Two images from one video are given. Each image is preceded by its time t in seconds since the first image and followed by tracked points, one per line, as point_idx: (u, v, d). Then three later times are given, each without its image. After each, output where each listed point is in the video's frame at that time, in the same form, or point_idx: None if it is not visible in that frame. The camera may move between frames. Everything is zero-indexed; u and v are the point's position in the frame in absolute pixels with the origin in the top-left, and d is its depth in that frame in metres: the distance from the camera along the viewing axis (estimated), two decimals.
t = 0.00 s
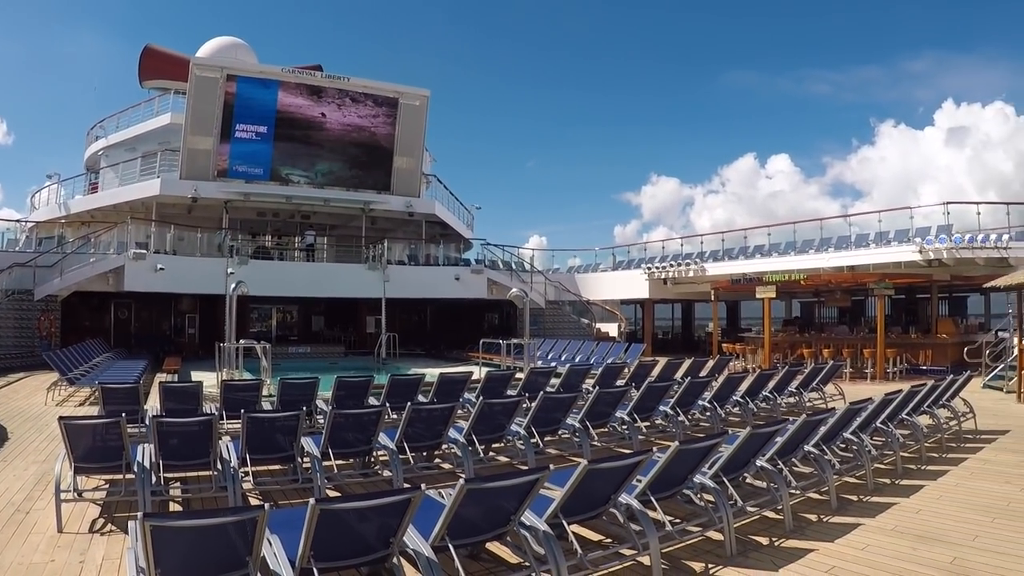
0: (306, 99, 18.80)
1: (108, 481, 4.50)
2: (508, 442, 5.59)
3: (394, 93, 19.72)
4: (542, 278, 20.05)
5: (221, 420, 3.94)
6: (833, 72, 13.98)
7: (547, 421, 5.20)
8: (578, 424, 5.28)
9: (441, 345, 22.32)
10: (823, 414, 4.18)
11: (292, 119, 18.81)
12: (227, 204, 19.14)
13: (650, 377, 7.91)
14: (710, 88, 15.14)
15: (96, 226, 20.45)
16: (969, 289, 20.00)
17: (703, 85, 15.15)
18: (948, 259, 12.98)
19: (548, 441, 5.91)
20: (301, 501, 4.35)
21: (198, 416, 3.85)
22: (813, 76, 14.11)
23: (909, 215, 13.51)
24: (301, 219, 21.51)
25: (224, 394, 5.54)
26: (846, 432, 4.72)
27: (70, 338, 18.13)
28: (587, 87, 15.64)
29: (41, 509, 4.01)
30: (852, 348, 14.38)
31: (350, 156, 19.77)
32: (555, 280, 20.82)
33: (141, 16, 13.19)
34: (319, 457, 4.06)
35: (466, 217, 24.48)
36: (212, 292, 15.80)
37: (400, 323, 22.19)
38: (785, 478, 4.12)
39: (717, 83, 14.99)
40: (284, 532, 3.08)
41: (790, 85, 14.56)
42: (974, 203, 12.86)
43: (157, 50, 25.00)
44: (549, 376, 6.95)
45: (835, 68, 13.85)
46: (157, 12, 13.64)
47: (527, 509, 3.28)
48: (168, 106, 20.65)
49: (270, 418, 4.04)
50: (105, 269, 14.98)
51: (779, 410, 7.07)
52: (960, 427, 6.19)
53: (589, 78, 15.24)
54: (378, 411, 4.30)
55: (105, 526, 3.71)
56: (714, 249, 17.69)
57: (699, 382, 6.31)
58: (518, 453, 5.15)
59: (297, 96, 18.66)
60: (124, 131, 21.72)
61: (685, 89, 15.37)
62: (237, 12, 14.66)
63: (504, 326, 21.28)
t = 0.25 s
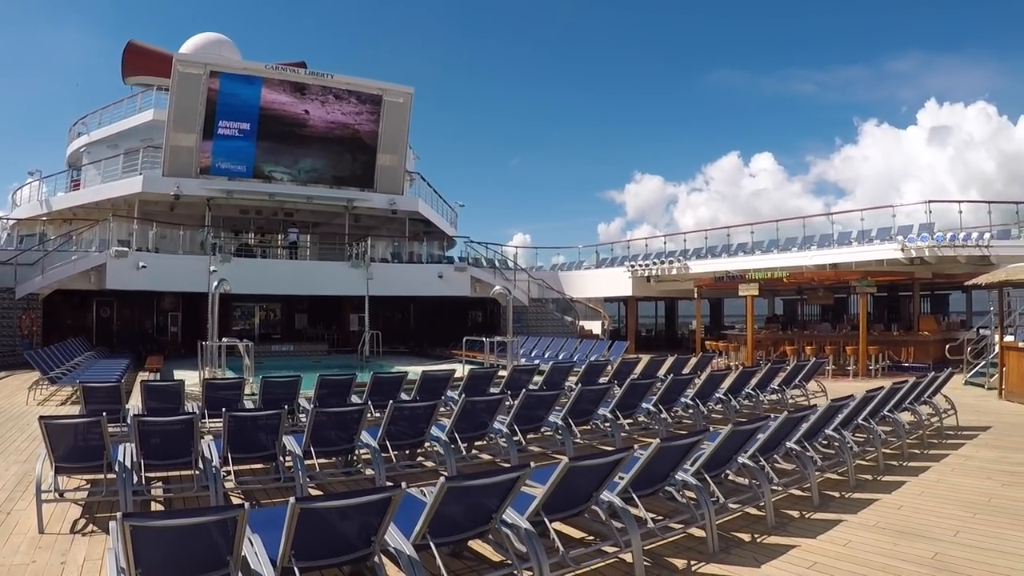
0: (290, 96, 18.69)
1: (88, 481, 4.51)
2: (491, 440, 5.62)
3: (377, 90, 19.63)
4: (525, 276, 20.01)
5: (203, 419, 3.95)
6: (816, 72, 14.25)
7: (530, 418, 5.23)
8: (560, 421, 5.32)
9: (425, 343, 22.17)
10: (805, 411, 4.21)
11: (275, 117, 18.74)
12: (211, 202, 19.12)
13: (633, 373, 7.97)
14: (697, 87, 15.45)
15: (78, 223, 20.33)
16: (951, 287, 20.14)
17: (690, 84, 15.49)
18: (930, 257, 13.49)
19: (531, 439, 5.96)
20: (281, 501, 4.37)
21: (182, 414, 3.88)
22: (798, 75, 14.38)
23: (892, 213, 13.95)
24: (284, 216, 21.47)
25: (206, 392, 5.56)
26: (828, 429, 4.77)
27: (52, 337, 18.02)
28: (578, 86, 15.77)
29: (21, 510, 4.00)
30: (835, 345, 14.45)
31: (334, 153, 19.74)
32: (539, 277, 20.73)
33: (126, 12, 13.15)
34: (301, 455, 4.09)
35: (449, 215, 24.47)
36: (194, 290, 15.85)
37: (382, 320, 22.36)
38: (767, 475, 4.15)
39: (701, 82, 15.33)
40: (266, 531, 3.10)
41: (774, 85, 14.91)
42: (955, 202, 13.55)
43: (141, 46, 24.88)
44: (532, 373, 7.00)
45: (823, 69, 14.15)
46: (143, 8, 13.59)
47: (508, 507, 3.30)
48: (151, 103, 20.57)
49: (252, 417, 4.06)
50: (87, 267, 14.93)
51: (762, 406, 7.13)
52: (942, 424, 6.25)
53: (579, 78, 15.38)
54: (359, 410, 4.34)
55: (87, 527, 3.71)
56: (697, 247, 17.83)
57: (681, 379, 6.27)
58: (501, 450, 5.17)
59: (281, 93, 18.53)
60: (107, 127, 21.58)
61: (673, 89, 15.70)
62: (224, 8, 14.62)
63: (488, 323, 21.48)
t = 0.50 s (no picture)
0: (271, 92, 18.67)
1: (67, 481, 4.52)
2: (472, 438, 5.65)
3: (359, 87, 19.60)
4: (507, 274, 19.97)
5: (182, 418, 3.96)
6: (797, 71, 14.49)
7: (511, 416, 5.25)
8: (541, 419, 5.35)
9: (406, 342, 22.08)
10: (786, 408, 4.25)
11: (258, 113, 18.67)
12: (191, 198, 19.03)
13: (615, 371, 8.01)
14: (679, 84, 15.43)
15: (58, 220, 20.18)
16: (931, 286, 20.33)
17: (673, 82, 15.48)
18: (911, 255, 13.92)
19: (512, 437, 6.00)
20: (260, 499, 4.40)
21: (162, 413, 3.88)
22: (780, 75, 14.66)
23: (873, 212, 14.22)
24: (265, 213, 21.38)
25: (186, 391, 5.59)
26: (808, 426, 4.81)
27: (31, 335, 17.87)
28: (569, 86, 15.89)
29: None
30: (815, 343, 14.55)
31: (316, 151, 19.71)
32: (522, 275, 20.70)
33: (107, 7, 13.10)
34: (280, 454, 4.11)
35: (431, 212, 24.43)
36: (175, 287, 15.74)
37: (364, 318, 22.01)
38: (747, 472, 4.19)
39: (684, 80, 15.35)
40: (245, 530, 3.11)
41: (757, 85, 15.13)
42: (936, 202, 13.75)
43: (122, 41, 24.69)
44: (512, 371, 7.04)
45: (802, 68, 14.37)
46: (128, 3, 13.51)
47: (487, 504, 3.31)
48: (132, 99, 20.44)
49: (232, 416, 4.07)
50: (67, 264, 14.81)
51: (742, 404, 7.20)
52: (922, 421, 6.31)
53: (570, 78, 15.51)
54: (340, 407, 4.35)
55: (66, 527, 3.72)
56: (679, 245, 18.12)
57: (661, 377, 6.30)
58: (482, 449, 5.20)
59: (262, 89, 18.51)
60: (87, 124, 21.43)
61: (658, 87, 15.71)
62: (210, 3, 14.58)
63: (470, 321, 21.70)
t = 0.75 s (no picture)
0: (248, 88, 18.59)
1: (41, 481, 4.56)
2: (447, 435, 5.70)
3: (336, 82, 19.55)
4: (484, 271, 20.09)
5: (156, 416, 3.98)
6: (778, 70, 14.82)
7: (486, 413, 5.30)
8: (517, 416, 5.40)
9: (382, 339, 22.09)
10: (761, 405, 4.30)
11: (234, 109, 18.59)
12: (166, 195, 18.86)
13: (591, 368, 8.11)
14: (655, 82, 15.38)
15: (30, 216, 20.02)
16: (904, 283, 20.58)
17: (650, 79, 15.44)
18: (885, 253, 14.01)
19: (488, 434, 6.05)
20: (234, 498, 4.43)
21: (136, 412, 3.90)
22: (758, 75, 14.94)
23: (848, 211, 14.39)
24: (242, 209, 21.29)
25: (160, 389, 5.63)
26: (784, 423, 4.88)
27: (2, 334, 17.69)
28: (563, 85, 16.11)
29: None
30: (791, 341, 14.66)
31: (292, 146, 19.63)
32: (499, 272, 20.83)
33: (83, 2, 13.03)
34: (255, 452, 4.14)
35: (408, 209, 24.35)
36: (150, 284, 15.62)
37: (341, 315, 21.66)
38: (722, 468, 4.24)
39: (663, 78, 15.27)
40: (219, 530, 3.12)
41: (736, 83, 15.22)
42: (910, 202, 13.89)
43: (98, 35, 24.47)
44: (488, 368, 7.08)
45: (780, 66, 14.81)
46: None
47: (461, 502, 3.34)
48: (107, 93, 20.28)
49: (206, 414, 4.10)
50: (41, 262, 14.45)
51: (718, 400, 7.28)
52: (897, 417, 6.39)
53: (562, 77, 15.74)
54: (314, 405, 4.39)
55: (39, 528, 3.73)
56: (655, 243, 18.36)
57: (637, 373, 6.35)
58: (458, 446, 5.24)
59: (238, 85, 18.43)
60: (62, 119, 21.25)
61: (637, 83, 15.67)
62: None
63: (446, 318, 21.83)
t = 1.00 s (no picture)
0: (221, 83, 18.44)
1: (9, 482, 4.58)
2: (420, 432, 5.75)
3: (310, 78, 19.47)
4: (457, 268, 20.17)
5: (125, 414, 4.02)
6: (754, 70, 15.26)
7: (458, 411, 5.35)
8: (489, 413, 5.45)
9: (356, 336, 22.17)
10: (731, 403, 4.35)
11: (207, 103, 18.46)
12: (139, 189, 18.72)
13: (564, 364, 8.19)
14: (635, 79, 15.38)
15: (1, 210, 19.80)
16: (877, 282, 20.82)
17: (629, 77, 15.50)
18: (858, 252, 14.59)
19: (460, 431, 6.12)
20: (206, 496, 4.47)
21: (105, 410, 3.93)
22: (735, 75, 15.21)
23: (822, 210, 14.59)
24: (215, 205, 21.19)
25: (131, 387, 5.66)
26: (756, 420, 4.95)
27: None
28: (555, 86, 16.50)
29: None
30: (764, 338, 14.77)
31: (268, 141, 19.58)
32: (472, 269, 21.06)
33: None
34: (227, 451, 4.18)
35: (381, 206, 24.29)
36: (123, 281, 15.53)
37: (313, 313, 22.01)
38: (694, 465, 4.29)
39: (640, 77, 15.35)
40: (188, 530, 3.12)
41: (712, 82, 15.07)
42: (884, 201, 14.21)
43: (71, 28, 24.21)
44: (460, 365, 7.14)
45: (759, 65, 15.18)
46: None
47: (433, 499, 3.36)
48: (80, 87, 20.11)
49: (177, 412, 4.15)
50: (9, 258, 14.27)
51: (690, 397, 7.36)
52: (869, 414, 6.47)
53: (553, 78, 16.10)
54: (283, 404, 4.44)
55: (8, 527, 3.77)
56: (630, 241, 18.58)
57: (610, 371, 6.41)
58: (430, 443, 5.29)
59: (212, 79, 18.28)
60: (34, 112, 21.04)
61: (615, 79, 15.70)
62: None
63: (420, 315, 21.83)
